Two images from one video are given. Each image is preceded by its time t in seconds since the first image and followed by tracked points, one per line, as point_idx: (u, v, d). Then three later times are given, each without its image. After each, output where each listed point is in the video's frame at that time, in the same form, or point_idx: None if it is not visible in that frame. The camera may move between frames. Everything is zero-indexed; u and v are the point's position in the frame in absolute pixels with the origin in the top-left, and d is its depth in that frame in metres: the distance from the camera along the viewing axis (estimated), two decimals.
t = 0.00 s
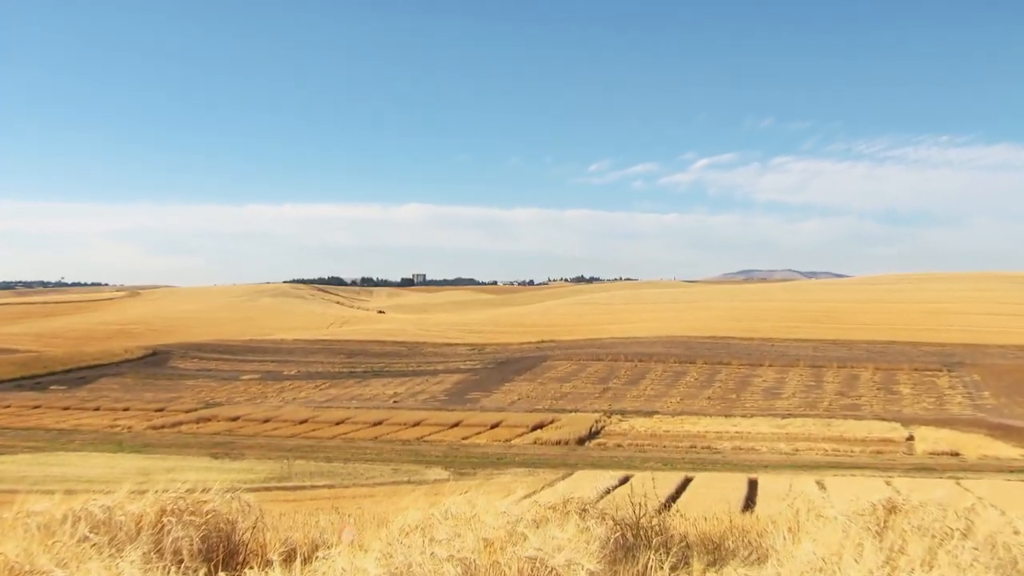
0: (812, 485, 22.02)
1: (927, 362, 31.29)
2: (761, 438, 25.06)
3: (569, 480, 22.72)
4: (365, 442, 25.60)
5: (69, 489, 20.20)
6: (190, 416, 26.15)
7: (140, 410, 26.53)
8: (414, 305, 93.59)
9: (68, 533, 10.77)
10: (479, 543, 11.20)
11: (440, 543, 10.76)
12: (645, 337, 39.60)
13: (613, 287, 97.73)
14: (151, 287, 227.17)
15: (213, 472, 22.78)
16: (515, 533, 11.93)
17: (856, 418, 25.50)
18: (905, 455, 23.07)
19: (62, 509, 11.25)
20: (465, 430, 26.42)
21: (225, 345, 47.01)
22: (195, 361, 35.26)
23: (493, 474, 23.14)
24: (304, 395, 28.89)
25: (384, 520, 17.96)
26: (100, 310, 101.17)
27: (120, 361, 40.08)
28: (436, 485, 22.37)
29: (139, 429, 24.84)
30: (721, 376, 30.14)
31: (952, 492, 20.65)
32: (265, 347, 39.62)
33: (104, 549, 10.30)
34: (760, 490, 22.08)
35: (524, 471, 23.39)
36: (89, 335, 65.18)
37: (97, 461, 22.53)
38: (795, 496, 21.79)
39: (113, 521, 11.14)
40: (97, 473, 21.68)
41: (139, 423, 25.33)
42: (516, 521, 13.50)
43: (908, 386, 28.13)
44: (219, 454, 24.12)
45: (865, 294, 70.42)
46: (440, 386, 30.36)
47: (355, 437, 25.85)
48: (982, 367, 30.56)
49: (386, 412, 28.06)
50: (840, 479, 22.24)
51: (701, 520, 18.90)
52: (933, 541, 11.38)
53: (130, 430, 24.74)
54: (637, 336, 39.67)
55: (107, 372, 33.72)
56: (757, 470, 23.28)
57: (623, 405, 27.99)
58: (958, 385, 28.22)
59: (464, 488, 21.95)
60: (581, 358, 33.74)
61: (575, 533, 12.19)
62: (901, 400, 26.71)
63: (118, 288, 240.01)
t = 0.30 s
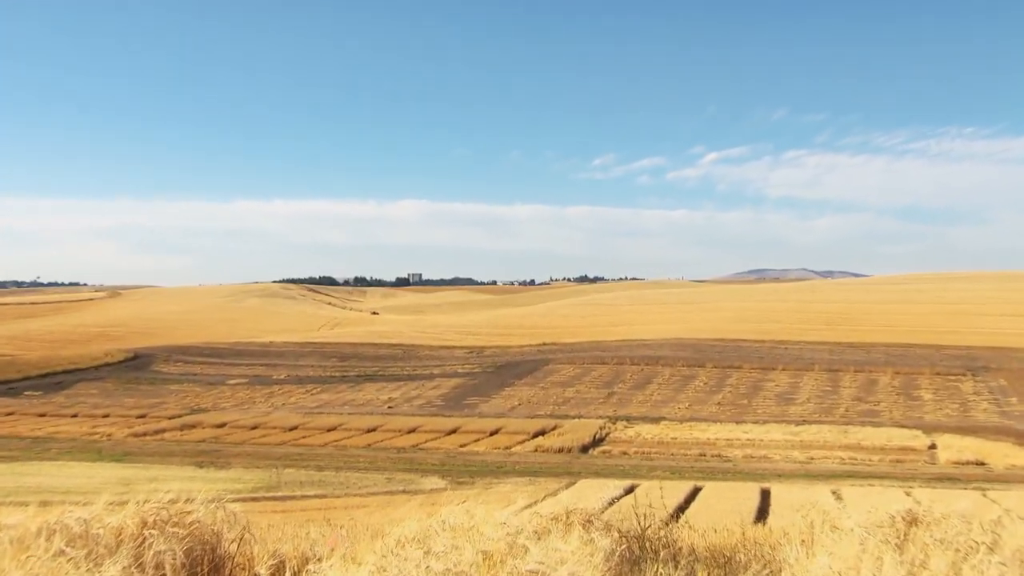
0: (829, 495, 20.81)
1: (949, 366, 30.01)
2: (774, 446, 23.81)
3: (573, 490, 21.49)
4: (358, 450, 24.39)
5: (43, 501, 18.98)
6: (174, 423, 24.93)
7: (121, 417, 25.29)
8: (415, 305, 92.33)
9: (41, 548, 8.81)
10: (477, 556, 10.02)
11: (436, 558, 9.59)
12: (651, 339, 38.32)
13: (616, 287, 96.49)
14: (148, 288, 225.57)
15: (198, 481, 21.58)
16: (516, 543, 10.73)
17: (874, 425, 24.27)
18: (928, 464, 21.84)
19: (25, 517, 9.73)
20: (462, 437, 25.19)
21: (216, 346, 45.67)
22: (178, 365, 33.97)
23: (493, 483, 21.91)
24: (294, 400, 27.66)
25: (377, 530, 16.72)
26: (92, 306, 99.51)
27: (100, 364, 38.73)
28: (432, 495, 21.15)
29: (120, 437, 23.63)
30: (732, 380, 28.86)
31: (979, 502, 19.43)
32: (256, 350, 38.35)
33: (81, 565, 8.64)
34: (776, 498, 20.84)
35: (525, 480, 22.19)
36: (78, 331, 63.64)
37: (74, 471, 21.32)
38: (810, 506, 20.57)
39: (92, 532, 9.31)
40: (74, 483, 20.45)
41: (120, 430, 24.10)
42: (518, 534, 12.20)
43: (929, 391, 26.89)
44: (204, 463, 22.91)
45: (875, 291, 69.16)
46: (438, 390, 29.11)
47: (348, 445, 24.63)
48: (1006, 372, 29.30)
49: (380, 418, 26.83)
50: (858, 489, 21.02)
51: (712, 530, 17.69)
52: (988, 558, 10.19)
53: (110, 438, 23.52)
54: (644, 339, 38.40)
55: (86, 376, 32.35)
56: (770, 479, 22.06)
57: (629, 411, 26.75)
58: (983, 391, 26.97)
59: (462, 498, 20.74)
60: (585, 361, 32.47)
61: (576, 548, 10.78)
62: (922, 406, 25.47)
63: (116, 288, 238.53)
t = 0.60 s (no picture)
0: (845, 506, 19.61)
1: (973, 371, 28.74)
2: (788, 455, 22.61)
3: (576, 500, 20.29)
4: (350, 458, 23.18)
5: (12, 514, 17.80)
6: (157, 430, 23.74)
7: (100, 424, 24.08)
8: (414, 305, 91.01)
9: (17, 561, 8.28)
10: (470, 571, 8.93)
11: None
12: (658, 342, 37.05)
13: (619, 287, 95.11)
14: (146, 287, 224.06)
15: (181, 491, 20.41)
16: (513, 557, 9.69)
17: (894, 432, 23.06)
18: (952, 474, 20.65)
19: None
20: (461, 444, 23.97)
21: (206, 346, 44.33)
22: (160, 370, 32.67)
23: (492, 493, 20.71)
24: (283, 406, 26.43)
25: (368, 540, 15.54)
26: (86, 304, 98.11)
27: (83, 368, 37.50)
28: (428, 506, 19.94)
29: (99, 446, 22.44)
30: (743, 385, 27.60)
31: (1008, 514, 18.23)
32: (246, 354, 37.06)
33: None
34: (791, 509, 19.66)
35: (526, 490, 20.99)
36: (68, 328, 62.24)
37: (50, 481, 20.13)
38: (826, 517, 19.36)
39: (70, 545, 8.56)
40: (47, 494, 19.27)
41: (98, 439, 22.90)
42: (518, 543, 11.10)
43: (952, 397, 25.65)
44: (188, 473, 21.73)
45: (885, 289, 67.78)
46: (436, 395, 27.86)
47: (340, 453, 23.43)
48: None
49: (374, 425, 25.60)
50: (877, 499, 19.82)
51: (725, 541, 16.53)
52: None
53: (88, 447, 22.34)
54: (652, 342, 37.13)
55: (62, 381, 31.04)
56: (784, 489, 20.87)
57: (636, 417, 25.51)
58: (1010, 397, 25.71)
59: (460, 509, 19.54)
60: (590, 365, 31.20)
61: (583, 562, 9.74)
62: (944, 413, 24.24)
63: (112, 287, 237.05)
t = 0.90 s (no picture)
0: (865, 518, 18.45)
1: (996, 375, 27.54)
2: (803, 464, 21.45)
3: (580, 510, 19.14)
4: (342, 467, 22.02)
5: None
6: (139, 438, 22.59)
7: (77, 432, 22.90)
8: (414, 305, 89.79)
9: None
10: None
11: None
12: (665, 345, 35.84)
13: (622, 287, 93.79)
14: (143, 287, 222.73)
15: (162, 502, 19.27)
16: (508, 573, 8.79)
17: (916, 441, 21.90)
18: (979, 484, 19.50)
19: None
20: (459, 451, 22.78)
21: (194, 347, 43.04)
22: (140, 375, 31.38)
23: (492, 504, 19.56)
24: (272, 412, 25.26)
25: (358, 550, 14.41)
26: (79, 303, 96.67)
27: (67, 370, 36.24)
28: (424, 517, 18.79)
29: (77, 455, 21.29)
30: (754, 390, 26.37)
31: None
32: (236, 357, 35.79)
33: None
34: (808, 519, 18.50)
35: (527, 500, 19.84)
36: (59, 325, 60.86)
37: (23, 492, 18.99)
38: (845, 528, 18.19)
39: (46, 561, 7.86)
40: (19, 506, 18.13)
41: (76, 447, 21.74)
42: (517, 555, 10.14)
43: (976, 404, 24.46)
44: (171, 483, 20.58)
45: (895, 284, 66.54)
46: (433, 400, 26.66)
47: (331, 461, 22.26)
48: None
49: (368, 432, 24.42)
50: (898, 511, 18.68)
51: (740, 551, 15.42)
52: None
53: (65, 456, 21.19)
54: (659, 345, 35.91)
55: (39, 385, 29.78)
56: (799, 499, 19.72)
57: (643, 424, 24.31)
58: None
59: (457, 520, 18.39)
60: (594, 368, 29.96)
61: None
62: (968, 421, 23.07)
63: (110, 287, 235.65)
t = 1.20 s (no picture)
0: (886, 530, 17.27)
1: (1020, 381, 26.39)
2: (819, 474, 20.28)
3: (584, 522, 17.97)
4: (333, 476, 20.85)
5: None
6: (119, 447, 21.43)
7: (53, 441, 21.76)
8: (413, 305, 88.62)
9: None
10: None
11: None
12: (673, 349, 34.65)
13: (625, 288, 92.45)
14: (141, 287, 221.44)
15: (143, 514, 18.13)
16: None
17: (940, 450, 20.75)
18: (1008, 495, 18.34)
19: None
20: (456, 459, 21.61)
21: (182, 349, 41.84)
22: (120, 380, 30.15)
23: (491, 515, 18.39)
24: (260, 418, 24.09)
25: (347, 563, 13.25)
26: (73, 302, 95.34)
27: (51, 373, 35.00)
28: (420, 530, 17.62)
29: (52, 465, 20.13)
30: (767, 396, 25.14)
31: None
32: (224, 361, 34.61)
33: None
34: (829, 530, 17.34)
35: (529, 511, 18.67)
36: (49, 325, 59.58)
37: None
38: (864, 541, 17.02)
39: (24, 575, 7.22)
40: None
41: (51, 457, 20.61)
42: (518, 568, 9.19)
43: (1001, 410, 23.31)
44: (152, 494, 19.45)
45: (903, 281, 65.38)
46: (430, 406, 25.46)
47: (322, 470, 21.10)
48: None
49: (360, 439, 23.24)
50: (921, 524, 17.49)
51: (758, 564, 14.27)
52: None
53: (40, 467, 20.03)
54: (667, 349, 34.72)
55: (19, 391, 28.59)
56: (816, 512, 18.54)
57: (651, 432, 23.12)
58: None
59: (454, 532, 17.22)
60: (598, 373, 28.75)
61: None
62: (995, 429, 21.91)
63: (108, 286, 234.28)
